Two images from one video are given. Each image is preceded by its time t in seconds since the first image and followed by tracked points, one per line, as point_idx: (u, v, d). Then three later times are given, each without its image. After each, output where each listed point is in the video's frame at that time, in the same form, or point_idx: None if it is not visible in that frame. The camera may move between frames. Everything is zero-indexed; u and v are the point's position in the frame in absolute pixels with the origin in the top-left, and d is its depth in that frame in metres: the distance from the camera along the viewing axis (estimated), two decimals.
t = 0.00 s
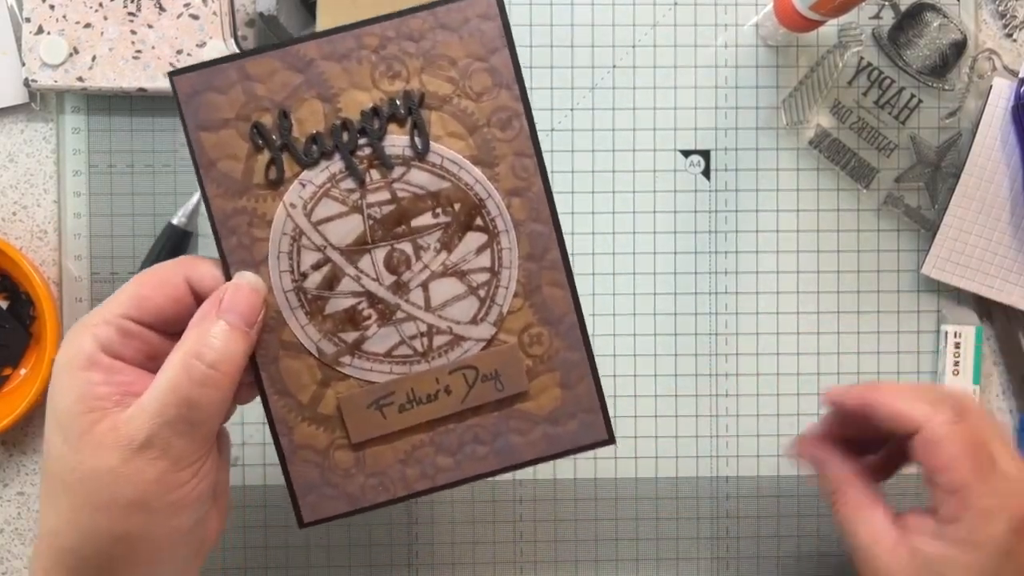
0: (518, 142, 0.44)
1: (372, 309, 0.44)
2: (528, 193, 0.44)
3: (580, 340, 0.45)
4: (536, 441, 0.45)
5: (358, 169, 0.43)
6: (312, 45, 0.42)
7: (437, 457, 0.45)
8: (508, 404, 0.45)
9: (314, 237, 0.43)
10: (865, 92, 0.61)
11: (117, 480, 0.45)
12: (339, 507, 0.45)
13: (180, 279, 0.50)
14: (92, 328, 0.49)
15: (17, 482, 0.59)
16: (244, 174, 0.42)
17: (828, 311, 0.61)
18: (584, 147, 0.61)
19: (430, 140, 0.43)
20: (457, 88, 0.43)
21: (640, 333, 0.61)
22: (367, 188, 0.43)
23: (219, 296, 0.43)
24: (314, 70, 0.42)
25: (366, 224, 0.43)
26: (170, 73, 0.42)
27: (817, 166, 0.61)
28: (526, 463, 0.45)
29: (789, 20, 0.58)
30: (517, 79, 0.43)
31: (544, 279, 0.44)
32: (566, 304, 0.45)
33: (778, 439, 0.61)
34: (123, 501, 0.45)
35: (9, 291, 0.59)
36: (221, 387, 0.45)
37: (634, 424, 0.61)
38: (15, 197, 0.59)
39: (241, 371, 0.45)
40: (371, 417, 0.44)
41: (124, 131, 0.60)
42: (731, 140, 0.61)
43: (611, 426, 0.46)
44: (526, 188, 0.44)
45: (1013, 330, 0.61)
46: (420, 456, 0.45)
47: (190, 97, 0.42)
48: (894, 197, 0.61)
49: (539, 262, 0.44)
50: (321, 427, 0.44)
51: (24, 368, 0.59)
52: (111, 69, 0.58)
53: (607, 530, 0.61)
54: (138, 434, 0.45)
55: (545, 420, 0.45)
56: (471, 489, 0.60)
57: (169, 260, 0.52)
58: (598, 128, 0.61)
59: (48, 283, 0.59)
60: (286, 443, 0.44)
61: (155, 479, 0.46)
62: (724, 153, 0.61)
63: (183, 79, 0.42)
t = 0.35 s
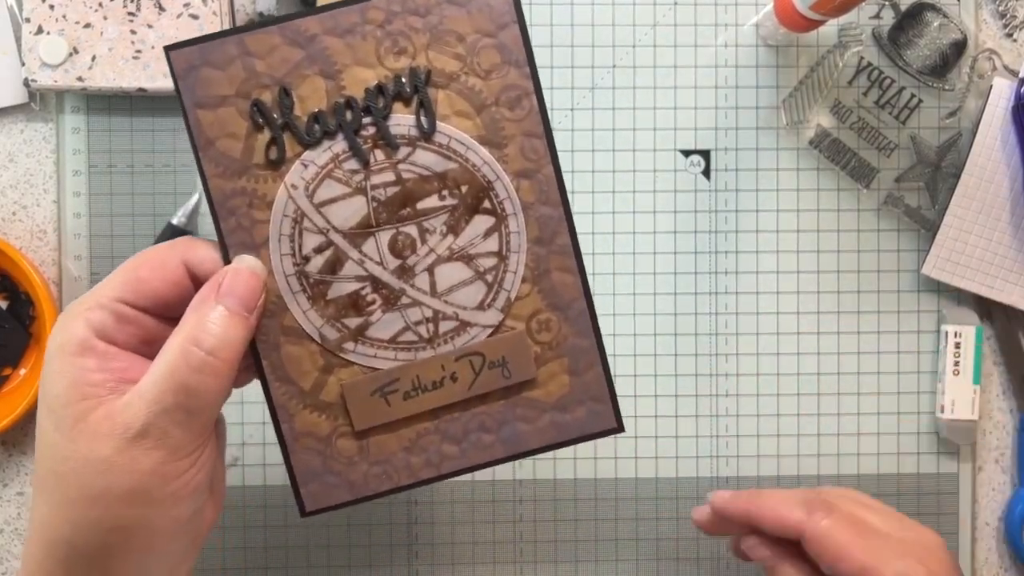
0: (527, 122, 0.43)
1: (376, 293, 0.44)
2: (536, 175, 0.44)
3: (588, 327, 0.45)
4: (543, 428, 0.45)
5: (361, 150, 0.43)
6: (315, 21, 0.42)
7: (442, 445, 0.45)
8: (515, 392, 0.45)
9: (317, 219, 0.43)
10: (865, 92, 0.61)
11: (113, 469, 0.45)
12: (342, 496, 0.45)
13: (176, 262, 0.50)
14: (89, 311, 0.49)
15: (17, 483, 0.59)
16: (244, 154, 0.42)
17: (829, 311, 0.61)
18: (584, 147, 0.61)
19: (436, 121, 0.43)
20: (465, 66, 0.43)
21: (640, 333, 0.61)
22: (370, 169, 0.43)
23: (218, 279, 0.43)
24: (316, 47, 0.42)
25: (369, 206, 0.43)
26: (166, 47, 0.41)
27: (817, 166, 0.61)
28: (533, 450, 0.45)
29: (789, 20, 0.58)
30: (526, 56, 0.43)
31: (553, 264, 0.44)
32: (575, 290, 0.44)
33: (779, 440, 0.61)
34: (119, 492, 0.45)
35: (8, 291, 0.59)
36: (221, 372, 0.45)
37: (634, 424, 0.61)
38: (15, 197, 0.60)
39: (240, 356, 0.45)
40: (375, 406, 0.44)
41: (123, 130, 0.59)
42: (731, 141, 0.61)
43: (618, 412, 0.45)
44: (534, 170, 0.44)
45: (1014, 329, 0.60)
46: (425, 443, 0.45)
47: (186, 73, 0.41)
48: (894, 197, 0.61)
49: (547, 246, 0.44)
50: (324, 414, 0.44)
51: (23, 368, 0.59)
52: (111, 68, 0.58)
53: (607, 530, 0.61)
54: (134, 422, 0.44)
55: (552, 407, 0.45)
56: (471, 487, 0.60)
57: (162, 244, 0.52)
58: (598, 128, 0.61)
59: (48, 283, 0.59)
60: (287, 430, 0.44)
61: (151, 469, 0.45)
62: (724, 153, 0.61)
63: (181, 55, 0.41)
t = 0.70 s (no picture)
0: (536, 116, 0.43)
1: (382, 285, 0.44)
2: (545, 169, 0.44)
3: (594, 322, 0.45)
4: (549, 423, 0.45)
5: (369, 142, 0.42)
6: (325, 12, 0.42)
7: (447, 439, 0.45)
8: (521, 386, 0.45)
9: (324, 210, 0.43)
10: (865, 92, 0.61)
11: (116, 460, 0.44)
12: (346, 489, 0.45)
13: (181, 253, 0.50)
14: (94, 302, 0.49)
15: (17, 483, 0.59)
16: (251, 144, 0.42)
17: (829, 311, 0.61)
18: (585, 146, 0.61)
19: (445, 113, 0.43)
20: (474, 59, 0.43)
21: (640, 333, 0.61)
22: (378, 161, 0.43)
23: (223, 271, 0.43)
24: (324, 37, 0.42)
25: (376, 198, 0.43)
26: (175, 36, 0.41)
27: (817, 166, 0.61)
28: (541, 445, 0.45)
29: (789, 20, 0.57)
30: (536, 49, 0.43)
31: (560, 258, 0.44)
32: (582, 284, 0.44)
33: (779, 440, 0.61)
34: (122, 484, 0.45)
35: (8, 291, 0.59)
36: (226, 364, 0.45)
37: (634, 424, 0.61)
38: (15, 197, 0.60)
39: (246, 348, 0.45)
40: (381, 399, 0.44)
41: (124, 130, 0.59)
42: (731, 140, 0.61)
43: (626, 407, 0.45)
44: (543, 163, 0.44)
45: (1014, 329, 0.60)
46: (430, 438, 0.45)
47: (195, 62, 0.41)
48: (894, 197, 0.61)
49: (554, 241, 0.44)
50: (329, 408, 0.44)
51: (23, 368, 0.59)
52: (111, 68, 0.58)
53: (607, 530, 0.61)
54: (139, 412, 0.44)
55: (559, 401, 0.45)
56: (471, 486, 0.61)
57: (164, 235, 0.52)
58: (599, 128, 0.61)
59: (48, 283, 0.59)
60: (292, 424, 0.44)
61: (155, 461, 0.45)
62: (725, 153, 0.61)
63: (190, 44, 0.41)
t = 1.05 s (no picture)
0: (541, 114, 0.43)
1: (392, 280, 0.44)
2: (550, 165, 0.44)
3: (601, 316, 0.45)
4: (555, 415, 0.45)
5: (377, 138, 0.43)
6: (336, 13, 0.42)
7: (455, 430, 0.45)
8: (527, 378, 0.45)
9: (334, 206, 0.43)
10: (865, 93, 0.61)
11: (130, 451, 0.44)
12: (355, 482, 0.45)
13: (194, 249, 0.50)
14: (107, 297, 0.49)
15: (18, 483, 0.59)
16: (258, 141, 0.42)
17: (829, 311, 0.61)
18: (585, 147, 0.61)
19: (453, 110, 0.43)
20: (481, 58, 0.43)
21: (640, 333, 0.61)
22: (387, 157, 0.43)
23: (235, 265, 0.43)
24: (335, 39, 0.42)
25: (385, 193, 0.43)
26: (187, 35, 0.41)
27: (817, 167, 0.61)
28: (547, 437, 0.45)
29: (789, 20, 0.57)
30: (542, 49, 0.43)
31: (566, 253, 0.44)
32: (587, 279, 0.44)
33: (779, 440, 0.61)
34: (134, 475, 0.45)
35: (8, 291, 0.59)
36: (239, 358, 0.44)
37: (634, 424, 0.61)
38: (15, 197, 0.60)
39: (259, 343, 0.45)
40: (390, 391, 0.44)
41: (123, 129, 0.59)
42: (731, 140, 0.61)
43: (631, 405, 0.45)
44: (548, 159, 0.44)
45: (1014, 329, 0.60)
46: (435, 433, 0.45)
47: (206, 61, 0.41)
48: (894, 197, 0.61)
49: (559, 236, 0.44)
50: (338, 400, 0.44)
51: (23, 368, 0.59)
52: (111, 68, 0.58)
53: (609, 530, 0.61)
54: (152, 404, 0.44)
55: (564, 393, 0.45)
56: (472, 486, 0.61)
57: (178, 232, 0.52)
58: (599, 127, 0.61)
59: (48, 283, 0.59)
60: (302, 416, 0.44)
61: (168, 452, 0.45)
62: (725, 152, 0.61)
63: (203, 44, 0.41)
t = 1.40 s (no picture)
0: (534, 117, 0.44)
1: (391, 273, 0.43)
2: (542, 164, 0.44)
3: (592, 307, 0.44)
4: (548, 406, 0.45)
5: (379, 139, 0.43)
6: (342, 25, 0.42)
7: (450, 420, 0.44)
8: (521, 366, 0.44)
9: (337, 202, 0.43)
10: (865, 93, 0.61)
11: (139, 429, 0.44)
12: (352, 469, 0.44)
13: (202, 242, 0.51)
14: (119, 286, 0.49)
15: (18, 483, 0.59)
16: (263, 144, 0.42)
17: (829, 311, 0.61)
18: (584, 147, 0.61)
19: (450, 114, 0.43)
20: (476, 66, 0.43)
21: (640, 333, 0.61)
22: (388, 156, 0.43)
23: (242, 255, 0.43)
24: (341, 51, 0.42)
25: (387, 190, 0.43)
26: (205, 44, 0.42)
27: (817, 167, 0.61)
28: (539, 425, 0.45)
29: (789, 20, 0.58)
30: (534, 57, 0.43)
31: (557, 248, 0.44)
32: (578, 272, 0.44)
33: (779, 440, 0.61)
34: (140, 452, 0.44)
35: (8, 291, 0.59)
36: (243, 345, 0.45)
37: (634, 424, 0.61)
38: (15, 197, 0.60)
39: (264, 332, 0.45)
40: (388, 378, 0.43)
41: (123, 129, 0.59)
42: (731, 140, 0.61)
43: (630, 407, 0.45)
44: (540, 159, 0.44)
45: (1014, 329, 0.60)
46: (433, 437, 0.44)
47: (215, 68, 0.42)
48: (894, 197, 0.61)
49: (551, 230, 0.44)
50: (338, 387, 0.44)
51: (23, 368, 0.59)
52: (110, 67, 0.58)
53: (609, 531, 0.61)
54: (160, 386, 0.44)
55: (555, 382, 0.45)
56: (472, 486, 0.61)
57: (190, 228, 0.52)
58: (599, 128, 0.61)
59: (48, 283, 0.59)
60: (302, 403, 0.44)
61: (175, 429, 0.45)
62: (724, 152, 0.61)
63: (219, 52, 0.42)
